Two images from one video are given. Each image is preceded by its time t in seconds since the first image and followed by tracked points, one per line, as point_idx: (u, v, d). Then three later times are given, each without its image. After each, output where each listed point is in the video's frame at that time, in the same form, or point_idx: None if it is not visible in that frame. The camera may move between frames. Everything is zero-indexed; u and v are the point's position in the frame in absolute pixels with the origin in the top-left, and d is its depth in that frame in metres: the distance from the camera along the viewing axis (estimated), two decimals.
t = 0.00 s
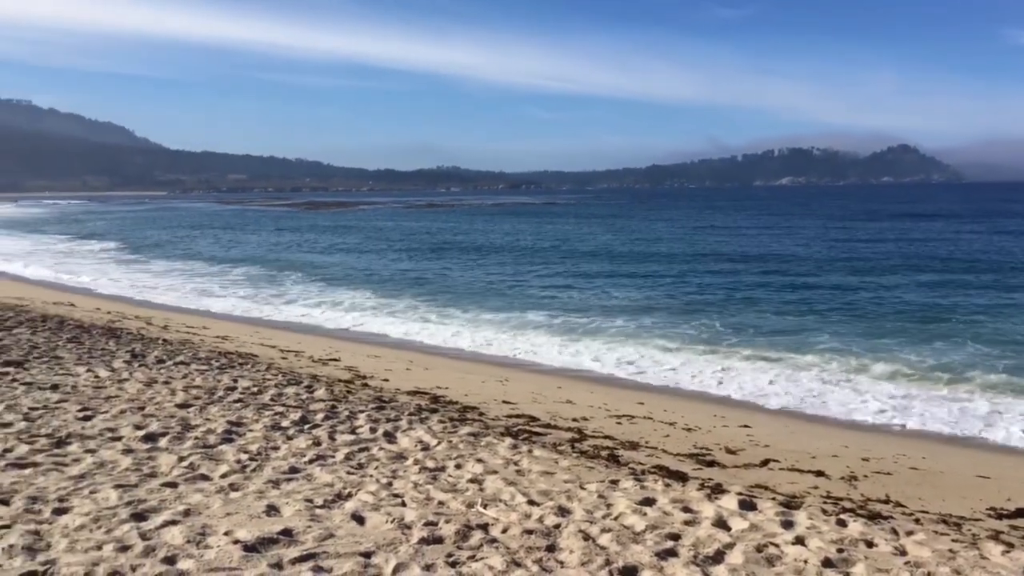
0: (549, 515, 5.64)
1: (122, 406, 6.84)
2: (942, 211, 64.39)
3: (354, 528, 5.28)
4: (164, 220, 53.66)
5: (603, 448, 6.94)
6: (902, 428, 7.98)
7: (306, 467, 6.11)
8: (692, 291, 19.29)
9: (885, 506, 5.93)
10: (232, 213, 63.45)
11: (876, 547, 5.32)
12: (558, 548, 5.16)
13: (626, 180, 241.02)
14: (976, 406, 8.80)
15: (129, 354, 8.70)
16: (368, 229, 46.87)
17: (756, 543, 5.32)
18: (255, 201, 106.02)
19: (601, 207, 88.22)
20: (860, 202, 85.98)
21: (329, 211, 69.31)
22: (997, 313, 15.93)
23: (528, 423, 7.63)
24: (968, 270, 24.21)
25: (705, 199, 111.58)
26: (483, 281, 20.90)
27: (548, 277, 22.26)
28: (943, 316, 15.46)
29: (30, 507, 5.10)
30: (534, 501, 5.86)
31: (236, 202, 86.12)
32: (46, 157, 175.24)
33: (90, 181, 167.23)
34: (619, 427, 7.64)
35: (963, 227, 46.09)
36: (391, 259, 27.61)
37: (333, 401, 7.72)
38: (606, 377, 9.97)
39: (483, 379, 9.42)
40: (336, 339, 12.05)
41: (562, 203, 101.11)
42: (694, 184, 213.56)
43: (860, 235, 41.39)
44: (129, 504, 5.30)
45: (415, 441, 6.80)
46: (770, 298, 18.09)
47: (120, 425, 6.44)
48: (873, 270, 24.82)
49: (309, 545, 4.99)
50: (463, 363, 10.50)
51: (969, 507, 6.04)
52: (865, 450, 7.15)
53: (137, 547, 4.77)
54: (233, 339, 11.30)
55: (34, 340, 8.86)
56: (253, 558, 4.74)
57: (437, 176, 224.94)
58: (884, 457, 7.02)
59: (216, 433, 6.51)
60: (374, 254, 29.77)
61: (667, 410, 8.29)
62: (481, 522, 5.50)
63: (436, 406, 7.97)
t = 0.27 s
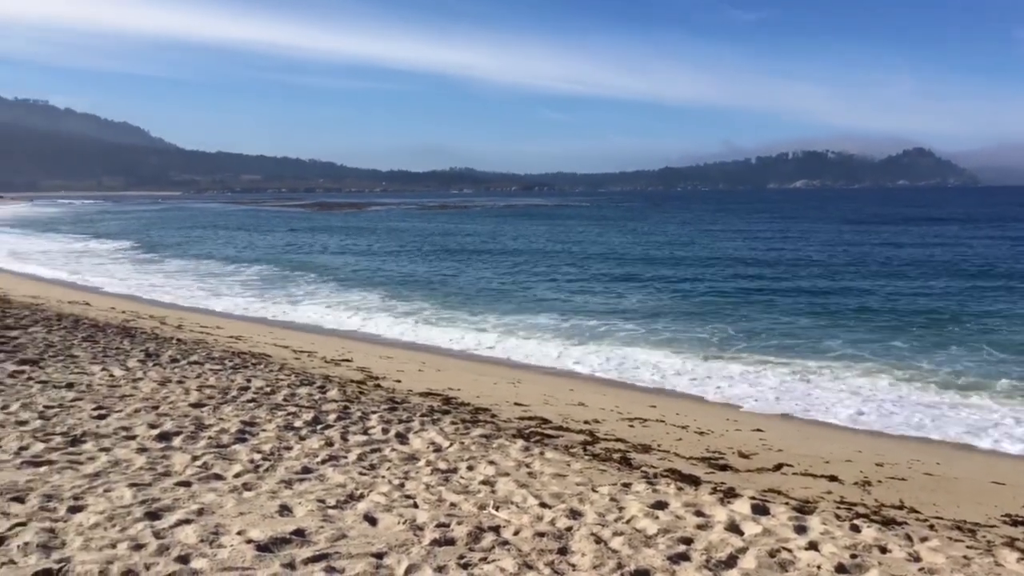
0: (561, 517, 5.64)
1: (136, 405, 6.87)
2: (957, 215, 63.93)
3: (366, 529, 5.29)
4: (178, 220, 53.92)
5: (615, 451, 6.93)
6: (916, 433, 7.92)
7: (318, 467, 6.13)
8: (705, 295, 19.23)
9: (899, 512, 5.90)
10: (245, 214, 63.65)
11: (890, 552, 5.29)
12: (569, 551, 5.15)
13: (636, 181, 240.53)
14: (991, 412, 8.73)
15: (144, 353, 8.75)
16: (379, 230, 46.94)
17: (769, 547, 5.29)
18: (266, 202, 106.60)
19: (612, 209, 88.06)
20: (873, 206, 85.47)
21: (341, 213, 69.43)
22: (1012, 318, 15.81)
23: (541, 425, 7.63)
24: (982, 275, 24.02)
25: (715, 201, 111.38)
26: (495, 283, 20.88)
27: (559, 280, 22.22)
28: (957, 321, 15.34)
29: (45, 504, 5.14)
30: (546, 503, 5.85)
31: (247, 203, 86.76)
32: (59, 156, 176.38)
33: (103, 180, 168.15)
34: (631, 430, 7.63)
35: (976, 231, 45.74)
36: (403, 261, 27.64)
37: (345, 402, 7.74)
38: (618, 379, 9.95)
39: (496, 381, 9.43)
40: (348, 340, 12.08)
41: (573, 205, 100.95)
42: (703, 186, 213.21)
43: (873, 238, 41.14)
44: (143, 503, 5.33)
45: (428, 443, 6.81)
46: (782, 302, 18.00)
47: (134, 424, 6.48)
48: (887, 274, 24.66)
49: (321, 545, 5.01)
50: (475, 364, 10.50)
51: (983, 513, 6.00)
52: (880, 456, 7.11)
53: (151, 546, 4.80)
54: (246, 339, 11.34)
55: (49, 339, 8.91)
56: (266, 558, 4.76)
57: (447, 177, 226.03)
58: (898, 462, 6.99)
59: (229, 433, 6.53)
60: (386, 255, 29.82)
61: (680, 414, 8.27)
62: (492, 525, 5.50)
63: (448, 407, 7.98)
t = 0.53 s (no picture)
0: (579, 526, 5.62)
1: (158, 411, 6.93)
2: (976, 223, 63.35)
3: (384, 536, 5.30)
4: (197, 226, 54.44)
5: (634, 460, 6.91)
6: (938, 443, 7.84)
7: (338, 474, 6.15)
8: (721, 303, 19.16)
9: (921, 523, 5.84)
10: (263, 220, 64.13)
11: (912, 564, 5.23)
12: (588, 560, 5.13)
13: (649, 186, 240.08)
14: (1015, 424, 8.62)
15: (165, 359, 8.83)
16: (395, 236, 47.10)
17: (789, 558, 5.25)
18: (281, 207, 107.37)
19: (627, 216, 88.00)
20: (890, 213, 84.92)
21: (358, 220, 69.77)
22: None
23: (559, 433, 7.62)
24: (1002, 284, 23.77)
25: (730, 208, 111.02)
26: (512, 290, 20.92)
27: (575, 287, 22.22)
28: (978, 331, 15.18)
29: (68, 509, 5.18)
30: (564, 511, 5.84)
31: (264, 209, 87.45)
32: (77, 161, 178.34)
33: (119, 184, 169.83)
34: (650, 438, 7.61)
35: (995, 239, 45.24)
36: (419, 267, 27.73)
37: (364, 408, 7.77)
38: (636, 387, 9.93)
39: (513, 388, 9.43)
40: (366, 346, 12.14)
41: (588, 211, 100.98)
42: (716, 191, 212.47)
43: (891, 246, 40.85)
44: (164, 509, 5.36)
45: (446, 450, 6.82)
46: (800, 311, 17.92)
47: (156, 430, 6.53)
48: (905, 282, 24.47)
49: (340, 552, 5.02)
50: (493, 371, 10.51)
51: (1007, 525, 5.93)
52: (901, 466, 7.05)
53: (172, 551, 4.82)
54: (266, 345, 11.41)
55: (71, 345, 9.00)
56: (286, 565, 4.77)
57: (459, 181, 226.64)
58: (919, 472, 6.92)
59: (249, 439, 6.57)
60: (402, 262, 29.92)
61: (698, 422, 8.24)
62: (511, 533, 5.49)
63: (466, 414, 7.99)
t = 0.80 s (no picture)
0: (595, 530, 5.60)
1: (176, 410, 6.98)
2: (995, 229, 62.70)
3: (400, 537, 5.31)
4: (216, 227, 54.91)
5: (649, 464, 6.89)
6: (957, 450, 7.77)
7: (354, 475, 6.17)
8: (736, 307, 19.09)
9: (940, 531, 5.79)
10: (279, 222, 64.52)
11: (931, 572, 5.17)
12: (604, 564, 5.11)
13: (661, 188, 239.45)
14: None
15: (183, 358, 8.89)
16: (411, 239, 47.20)
17: (807, 564, 5.20)
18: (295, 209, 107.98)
19: (641, 219, 87.89)
20: (907, 219, 84.29)
21: (374, 222, 70.03)
22: None
23: (574, 436, 7.62)
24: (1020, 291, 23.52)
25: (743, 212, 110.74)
26: (527, 293, 20.92)
27: (590, 290, 22.20)
28: (997, 338, 15.03)
29: (87, 507, 5.22)
30: (580, 515, 5.82)
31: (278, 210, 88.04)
32: (92, 161, 179.96)
33: (134, 185, 171.25)
34: (666, 442, 7.59)
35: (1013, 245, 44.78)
36: (434, 269, 27.79)
37: (380, 410, 7.79)
38: (653, 390, 9.89)
39: (529, 391, 9.43)
40: (383, 348, 12.18)
41: (602, 215, 100.88)
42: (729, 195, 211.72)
43: (908, 252, 40.51)
44: (182, 507, 5.39)
45: (461, 452, 6.82)
46: (817, 316, 17.80)
47: (173, 429, 6.58)
48: (923, 288, 24.26)
49: (356, 553, 5.03)
50: (509, 374, 10.52)
51: None
52: (920, 473, 7.00)
53: (189, 550, 4.84)
54: (283, 345, 11.47)
55: (91, 344, 9.09)
56: (302, 565, 4.78)
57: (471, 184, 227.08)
58: (938, 479, 6.87)
59: (266, 439, 6.60)
60: (416, 264, 30.00)
61: (715, 427, 8.21)
62: (526, 535, 5.48)
63: (482, 417, 8.00)
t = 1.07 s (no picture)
0: (609, 532, 5.59)
1: (192, 411, 7.03)
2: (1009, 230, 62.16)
3: (415, 538, 5.32)
4: (231, 228, 55.37)
5: (664, 466, 6.88)
6: (974, 454, 7.72)
7: (368, 476, 6.19)
8: (749, 309, 19.02)
9: (957, 535, 5.75)
10: (294, 224, 65.01)
11: None
12: (619, 566, 5.09)
13: (671, 189, 238.89)
14: None
15: (199, 359, 8.96)
16: (424, 240, 47.40)
17: (823, 567, 5.16)
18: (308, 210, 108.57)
19: (653, 221, 87.72)
20: (921, 220, 83.76)
21: (387, 223, 70.36)
22: None
23: (588, 438, 7.62)
24: None
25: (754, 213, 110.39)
26: (541, 294, 20.96)
27: (603, 292, 22.21)
28: (1014, 340, 14.89)
29: (104, 507, 5.26)
30: (594, 517, 5.82)
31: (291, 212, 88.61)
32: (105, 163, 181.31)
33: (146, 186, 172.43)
34: (680, 444, 7.58)
35: None
36: (447, 270, 27.89)
37: (394, 411, 7.82)
38: (667, 392, 9.88)
39: (543, 393, 9.44)
40: (397, 349, 12.21)
41: (614, 216, 100.71)
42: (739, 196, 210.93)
43: (923, 253, 40.25)
44: (198, 507, 5.42)
45: (476, 453, 6.84)
46: (831, 318, 17.73)
47: (189, 429, 6.62)
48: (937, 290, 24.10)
49: (371, 554, 5.03)
50: (523, 376, 10.53)
51: None
52: (937, 476, 6.96)
53: (205, 550, 4.87)
54: (298, 347, 11.53)
55: (108, 344, 9.17)
56: (317, 565, 4.80)
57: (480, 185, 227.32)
58: (956, 482, 6.83)
59: (281, 440, 6.64)
60: (428, 265, 30.06)
61: (730, 429, 8.19)
62: (541, 537, 5.48)
63: (496, 418, 8.01)
